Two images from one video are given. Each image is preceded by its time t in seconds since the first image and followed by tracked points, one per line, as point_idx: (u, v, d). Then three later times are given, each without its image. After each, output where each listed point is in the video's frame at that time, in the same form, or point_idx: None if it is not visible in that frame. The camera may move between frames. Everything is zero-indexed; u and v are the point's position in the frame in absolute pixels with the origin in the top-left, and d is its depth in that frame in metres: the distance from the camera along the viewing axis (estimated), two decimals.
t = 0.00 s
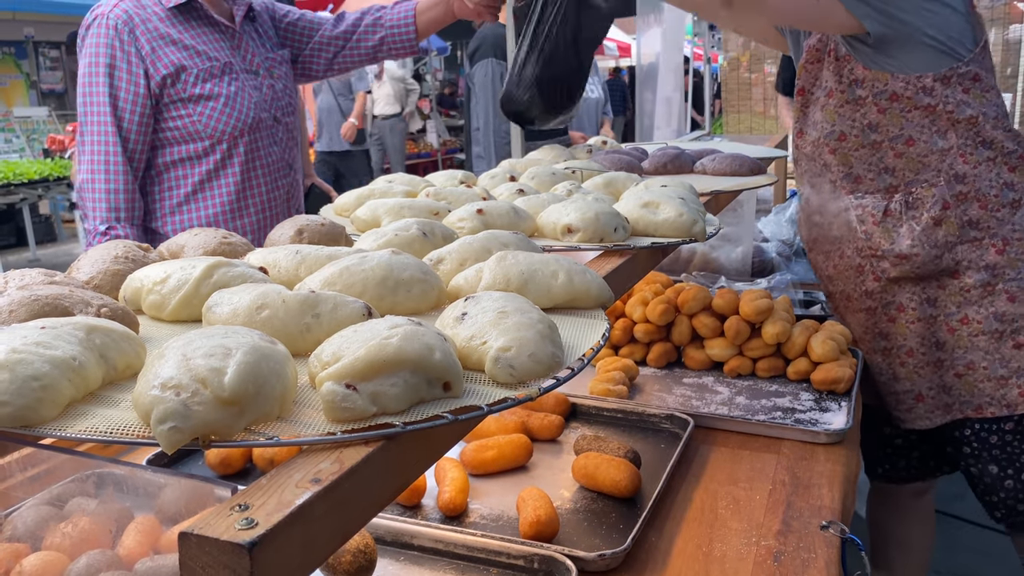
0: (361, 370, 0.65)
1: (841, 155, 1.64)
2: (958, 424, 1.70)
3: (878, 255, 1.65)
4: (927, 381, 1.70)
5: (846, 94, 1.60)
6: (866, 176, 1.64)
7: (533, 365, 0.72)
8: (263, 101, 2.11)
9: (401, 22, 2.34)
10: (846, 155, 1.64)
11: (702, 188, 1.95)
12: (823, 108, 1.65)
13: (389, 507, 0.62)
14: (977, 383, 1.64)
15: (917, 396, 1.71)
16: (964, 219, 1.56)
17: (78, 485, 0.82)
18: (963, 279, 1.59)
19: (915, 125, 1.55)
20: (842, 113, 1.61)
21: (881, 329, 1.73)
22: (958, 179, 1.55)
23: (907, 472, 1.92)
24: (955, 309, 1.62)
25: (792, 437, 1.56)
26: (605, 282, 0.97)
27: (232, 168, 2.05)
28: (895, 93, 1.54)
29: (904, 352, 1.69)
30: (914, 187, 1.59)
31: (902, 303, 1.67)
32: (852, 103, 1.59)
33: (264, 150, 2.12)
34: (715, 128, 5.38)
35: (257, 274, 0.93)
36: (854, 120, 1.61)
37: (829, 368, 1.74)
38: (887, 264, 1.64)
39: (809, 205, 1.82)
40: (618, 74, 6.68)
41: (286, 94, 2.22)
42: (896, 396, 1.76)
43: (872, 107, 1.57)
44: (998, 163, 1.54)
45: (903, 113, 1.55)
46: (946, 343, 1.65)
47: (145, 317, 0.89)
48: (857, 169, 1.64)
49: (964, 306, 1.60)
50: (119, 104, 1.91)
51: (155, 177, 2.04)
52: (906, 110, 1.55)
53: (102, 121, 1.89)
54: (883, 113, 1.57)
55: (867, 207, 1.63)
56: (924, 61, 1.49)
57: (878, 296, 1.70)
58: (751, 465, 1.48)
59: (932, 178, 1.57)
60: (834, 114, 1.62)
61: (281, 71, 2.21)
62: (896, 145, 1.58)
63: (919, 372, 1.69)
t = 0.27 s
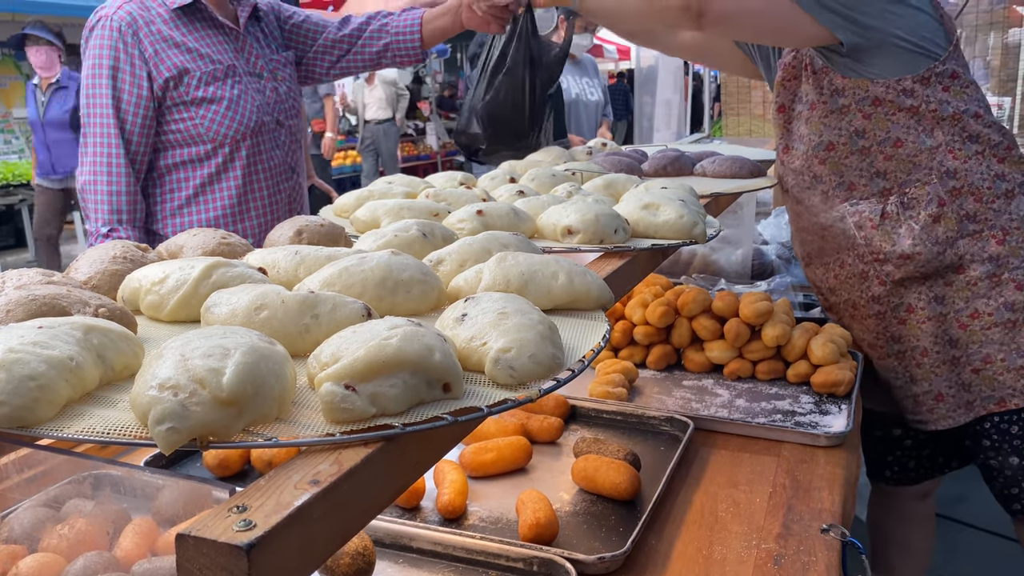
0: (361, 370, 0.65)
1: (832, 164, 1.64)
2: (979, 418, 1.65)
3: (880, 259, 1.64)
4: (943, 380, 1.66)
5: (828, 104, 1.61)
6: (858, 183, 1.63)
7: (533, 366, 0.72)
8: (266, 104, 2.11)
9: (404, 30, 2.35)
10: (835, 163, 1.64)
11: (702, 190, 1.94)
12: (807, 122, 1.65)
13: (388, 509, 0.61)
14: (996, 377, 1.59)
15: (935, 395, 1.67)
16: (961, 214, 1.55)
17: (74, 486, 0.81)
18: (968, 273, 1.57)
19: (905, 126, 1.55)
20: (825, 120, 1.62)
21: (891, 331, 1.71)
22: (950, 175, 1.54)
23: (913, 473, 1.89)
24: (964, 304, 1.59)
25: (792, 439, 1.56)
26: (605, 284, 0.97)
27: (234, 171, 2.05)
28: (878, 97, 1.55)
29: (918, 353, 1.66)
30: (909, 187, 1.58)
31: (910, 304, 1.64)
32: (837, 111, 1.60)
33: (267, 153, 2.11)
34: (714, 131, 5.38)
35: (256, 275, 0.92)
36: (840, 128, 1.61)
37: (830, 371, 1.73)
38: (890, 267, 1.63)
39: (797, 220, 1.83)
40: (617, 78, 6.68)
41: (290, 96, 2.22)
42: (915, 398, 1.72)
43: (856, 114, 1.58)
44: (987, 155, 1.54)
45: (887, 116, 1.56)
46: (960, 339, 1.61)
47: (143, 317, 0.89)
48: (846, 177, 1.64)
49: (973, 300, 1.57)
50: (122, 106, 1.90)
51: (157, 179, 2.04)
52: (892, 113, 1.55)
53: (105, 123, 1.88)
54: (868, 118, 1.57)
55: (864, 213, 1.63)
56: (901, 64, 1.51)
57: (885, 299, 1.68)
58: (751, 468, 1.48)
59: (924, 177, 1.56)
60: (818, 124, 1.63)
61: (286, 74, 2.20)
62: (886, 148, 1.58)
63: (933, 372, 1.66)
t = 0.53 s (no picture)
0: (351, 378, 0.63)
1: (842, 174, 1.63)
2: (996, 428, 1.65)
3: (892, 269, 1.64)
4: (960, 390, 1.66)
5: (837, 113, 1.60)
6: (868, 193, 1.62)
7: (530, 373, 0.70)
8: (267, 107, 2.09)
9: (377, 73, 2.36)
10: (846, 173, 1.63)
11: (702, 194, 1.92)
12: (814, 134, 1.64)
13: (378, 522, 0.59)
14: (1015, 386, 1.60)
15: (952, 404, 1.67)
16: (973, 220, 1.57)
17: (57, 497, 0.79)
18: (981, 280, 1.59)
19: (914, 135, 1.56)
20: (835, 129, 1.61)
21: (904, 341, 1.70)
22: (960, 183, 1.56)
23: (921, 476, 1.88)
24: (979, 312, 1.60)
25: (794, 446, 1.54)
26: (604, 288, 0.95)
27: (235, 173, 2.03)
28: (888, 106, 1.55)
29: (932, 363, 1.67)
30: (919, 196, 1.59)
31: (923, 313, 1.65)
32: (847, 120, 1.59)
33: (267, 156, 2.10)
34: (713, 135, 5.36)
35: (247, 278, 0.90)
36: (849, 137, 1.60)
37: (831, 376, 1.71)
38: (903, 277, 1.63)
39: (801, 230, 1.80)
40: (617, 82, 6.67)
41: (290, 99, 2.20)
42: (927, 409, 1.72)
43: (867, 123, 1.58)
44: (992, 160, 1.57)
45: (899, 124, 1.56)
46: (975, 348, 1.62)
47: (131, 322, 0.87)
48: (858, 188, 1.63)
49: (988, 307, 1.59)
50: (122, 108, 1.87)
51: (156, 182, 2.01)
52: (903, 121, 1.56)
53: (105, 125, 1.85)
54: (879, 127, 1.57)
55: (875, 224, 1.63)
56: (910, 70, 1.53)
57: (898, 309, 1.67)
58: (752, 475, 1.46)
59: (934, 185, 1.57)
60: (827, 134, 1.61)
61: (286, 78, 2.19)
62: (897, 156, 1.58)
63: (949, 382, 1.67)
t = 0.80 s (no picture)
0: (334, 367, 0.60)
1: (858, 173, 1.61)
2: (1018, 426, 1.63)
3: (910, 269, 1.61)
4: (980, 389, 1.63)
5: (855, 112, 1.57)
6: (885, 192, 1.60)
7: (522, 363, 0.67)
8: (265, 103, 2.08)
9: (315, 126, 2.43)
10: (862, 172, 1.60)
11: (700, 191, 1.90)
12: (830, 132, 1.61)
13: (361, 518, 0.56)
14: None
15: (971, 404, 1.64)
16: (992, 219, 1.55)
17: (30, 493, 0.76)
18: (1000, 278, 1.57)
19: (932, 133, 1.54)
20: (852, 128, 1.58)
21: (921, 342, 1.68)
22: (979, 181, 1.54)
23: (924, 474, 1.84)
24: (999, 310, 1.58)
25: (794, 445, 1.51)
26: (600, 280, 0.92)
27: (235, 168, 2.01)
28: (906, 104, 1.53)
29: (951, 362, 1.64)
30: (938, 195, 1.56)
31: (941, 313, 1.63)
32: (864, 119, 1.57)
33: (265, 151, 2.08)
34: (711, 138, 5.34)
35: (231, 268, 0.88)
36: (866, 135, 1.58)
37: (831, 375, 1.68)
38: (921, 276, 1.61)
39: (812, 230, 1.78)
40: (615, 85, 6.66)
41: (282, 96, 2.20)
42: (944, 409, 1.69)
43: (884, 120, 1.55)
44: (1009, 156, 1.55)
45: (918, 121, 1.54)
46: (997, 347, 1.59)
47: (110, 313, 0.84)
48: (874, 187, 1.61)
49: (1008, 305, 1.57)
50: (123, 102, 1.83)
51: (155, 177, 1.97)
52: (922, 118, 1.54)
53: (106, 119, 1.81)
54: (897, 125, 1.55)
55: (892, 223, 1.60)
56: (930, 66, 1.50)
57: (916, 309, 1.65)
58: (752, 475, 1.43)
59: (953, 184, 1.55)
60: (844, 133, 1.59)
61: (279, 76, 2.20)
62: (914, 155, 1.56)
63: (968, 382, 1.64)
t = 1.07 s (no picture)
0: (321, 360, 0.59)
1: (897, 171, 1.61)
2: None
3: (938, 273, 1.59)
4: (997, 402, 1.63)
5: (901, 109, 1.59)
6: (922, 194, 1.60)
7: (515, 357, 0.66)
8: (267, 101, 2.10)
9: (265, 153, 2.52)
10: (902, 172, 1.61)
11: (698, 190, 1.89)
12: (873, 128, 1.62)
13: (348, 515, 0.55)
14: None
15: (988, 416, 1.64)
16: None
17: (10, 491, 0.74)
18: None
19: (976, 138, 1.54)
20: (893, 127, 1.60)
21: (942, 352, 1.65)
22: (1017, 191, 1.54)
23: (938, 477, 1.77)
24: None
25: (791, 446, 1.50)
26: (596, 276, 0.91)
27: (246, 166, 2.01)
28: (953, 105, 1.54)
29: (970, 372, 1.63)
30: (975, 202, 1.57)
31: (964, 321, 1.61)
32: (911, 117, 1.58)
33: (271, 149, 2.09)
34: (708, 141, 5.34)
35: (220, 263, 0.86)
36: (911, 134, 1.58)
37: (829, 376, 1.67)
38: (948, 281, 1.59)
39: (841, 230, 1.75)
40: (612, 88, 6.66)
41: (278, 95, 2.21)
42: (959, 421, 1.67)
43: (930, 120, 1.56)
44: None
45: (965, 125, 1.54)
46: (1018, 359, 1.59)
47: (96, 307, 0.82)
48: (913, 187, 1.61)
49: None
50: (143, 101, 1.80)
51: (167, 177, 1.95)
52: (970, 122, 1.54)
53: (126, 118, 1.78)
54: (943, 126, 1.55)
55: (926, 226, 1.59)
56: (982, 66, 1.52)
57: (939, 316, 1.62)
58: (749, 475, 1.42)
59: (991, 191, 1.55)
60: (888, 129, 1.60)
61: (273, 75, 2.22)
62: (955, 158, 1.56)
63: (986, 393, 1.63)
